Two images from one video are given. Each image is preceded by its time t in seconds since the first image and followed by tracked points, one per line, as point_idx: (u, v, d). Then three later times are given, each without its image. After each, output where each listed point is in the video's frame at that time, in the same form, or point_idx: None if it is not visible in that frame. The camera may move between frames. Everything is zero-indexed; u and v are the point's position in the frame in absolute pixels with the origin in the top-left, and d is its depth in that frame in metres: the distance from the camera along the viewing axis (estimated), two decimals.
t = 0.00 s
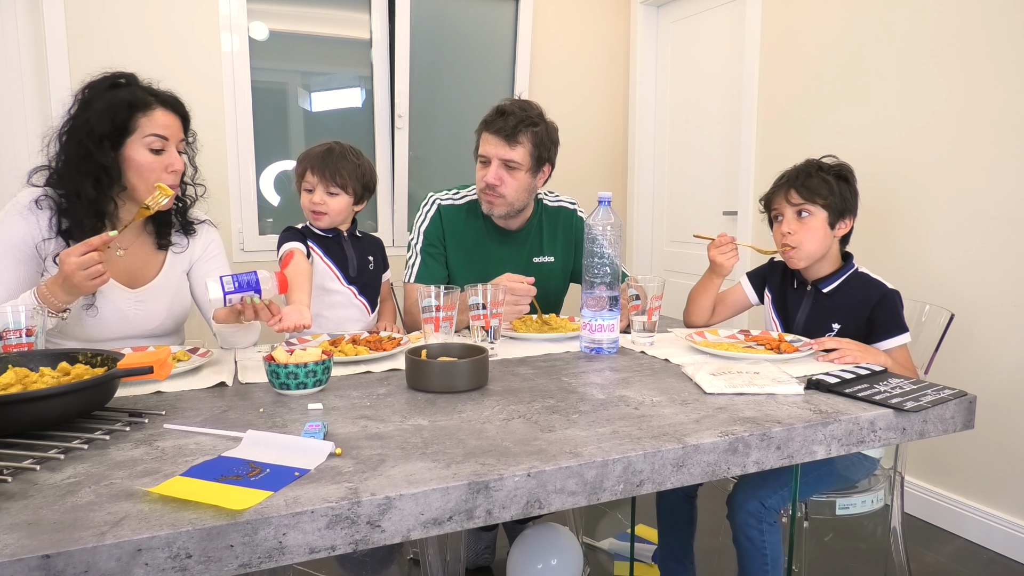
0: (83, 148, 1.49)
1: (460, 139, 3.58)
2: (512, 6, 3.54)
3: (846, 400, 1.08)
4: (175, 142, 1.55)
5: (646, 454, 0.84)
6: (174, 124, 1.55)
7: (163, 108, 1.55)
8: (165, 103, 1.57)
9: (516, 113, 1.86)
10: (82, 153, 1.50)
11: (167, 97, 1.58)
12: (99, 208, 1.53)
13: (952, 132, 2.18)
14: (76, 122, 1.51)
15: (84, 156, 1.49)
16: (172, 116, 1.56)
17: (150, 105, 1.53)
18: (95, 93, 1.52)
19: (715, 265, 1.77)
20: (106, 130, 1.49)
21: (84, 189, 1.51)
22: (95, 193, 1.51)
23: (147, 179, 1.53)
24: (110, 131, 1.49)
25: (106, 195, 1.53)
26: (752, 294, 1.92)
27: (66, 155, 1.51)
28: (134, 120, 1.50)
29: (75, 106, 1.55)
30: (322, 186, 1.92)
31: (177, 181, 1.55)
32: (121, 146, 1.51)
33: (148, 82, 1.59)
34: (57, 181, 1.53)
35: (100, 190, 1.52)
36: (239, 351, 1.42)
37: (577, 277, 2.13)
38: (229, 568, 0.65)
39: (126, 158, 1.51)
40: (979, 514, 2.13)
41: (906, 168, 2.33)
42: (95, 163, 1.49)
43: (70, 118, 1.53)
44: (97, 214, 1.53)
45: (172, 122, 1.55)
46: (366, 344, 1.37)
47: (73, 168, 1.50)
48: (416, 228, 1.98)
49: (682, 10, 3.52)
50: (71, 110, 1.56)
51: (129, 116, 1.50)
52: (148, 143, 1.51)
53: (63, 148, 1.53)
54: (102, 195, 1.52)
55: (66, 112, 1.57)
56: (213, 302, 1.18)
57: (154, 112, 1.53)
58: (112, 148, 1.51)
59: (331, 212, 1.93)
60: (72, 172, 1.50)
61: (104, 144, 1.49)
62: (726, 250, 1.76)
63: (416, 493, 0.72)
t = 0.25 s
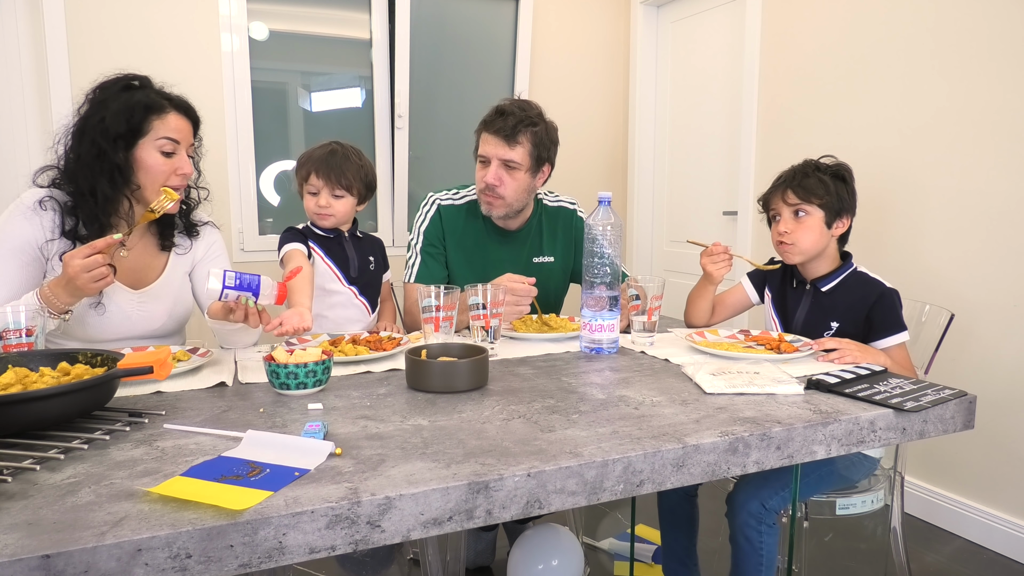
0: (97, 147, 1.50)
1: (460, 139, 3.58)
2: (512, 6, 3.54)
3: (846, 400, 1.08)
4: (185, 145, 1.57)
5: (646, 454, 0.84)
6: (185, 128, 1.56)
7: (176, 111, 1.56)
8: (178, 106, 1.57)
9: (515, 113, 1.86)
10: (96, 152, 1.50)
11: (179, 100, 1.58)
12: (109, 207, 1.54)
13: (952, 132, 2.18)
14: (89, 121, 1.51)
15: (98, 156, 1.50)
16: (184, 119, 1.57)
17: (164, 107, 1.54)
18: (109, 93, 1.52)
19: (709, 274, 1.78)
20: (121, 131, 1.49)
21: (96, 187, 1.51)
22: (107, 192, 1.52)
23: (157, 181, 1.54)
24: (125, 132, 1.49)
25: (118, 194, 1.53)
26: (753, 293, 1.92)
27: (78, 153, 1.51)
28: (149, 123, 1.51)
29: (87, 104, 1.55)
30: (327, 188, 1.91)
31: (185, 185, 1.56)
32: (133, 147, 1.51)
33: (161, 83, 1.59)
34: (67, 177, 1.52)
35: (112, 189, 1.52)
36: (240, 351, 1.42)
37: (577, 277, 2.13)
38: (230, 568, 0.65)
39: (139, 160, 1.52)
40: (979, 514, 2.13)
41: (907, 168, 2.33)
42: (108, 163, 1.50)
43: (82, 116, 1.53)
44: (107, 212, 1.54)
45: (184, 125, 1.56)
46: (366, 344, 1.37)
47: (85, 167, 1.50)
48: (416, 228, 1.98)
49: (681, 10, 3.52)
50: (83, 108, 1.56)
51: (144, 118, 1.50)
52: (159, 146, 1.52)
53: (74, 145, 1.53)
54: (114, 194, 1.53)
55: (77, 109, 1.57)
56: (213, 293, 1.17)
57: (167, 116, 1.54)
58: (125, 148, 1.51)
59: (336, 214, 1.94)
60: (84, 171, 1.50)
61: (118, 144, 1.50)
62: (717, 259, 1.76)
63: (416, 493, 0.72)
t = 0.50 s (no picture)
0: (103, 148, 1.49)
1: (460, 139, 3.58)
2: (512, 6, 3.54)
3: (846, 400, 1.08)
4: (190, 148, 1.57)
5: (646, 454, 0.84)
6: (191, 132, 1.57)
7: (182, 114, 1.57)
8: (184, 109, 1.58)
9: (515, 113, 1.86)
10: (102, 153, 1.49)
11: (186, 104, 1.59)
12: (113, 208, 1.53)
13: (952, 132, 2.18)
14: (94, 122, 1.50)
15: (103, 157, 1.49)
16: (190, 122, 1.58)
17: (171, 111, 1.54)
18: (116, 95, 1.52)
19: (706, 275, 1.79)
20: (128, 133, 1.49)
21: (101, 188, 1.51)
22: (111, 193, 1.52)
23: (162, 184, 1.54)
24: (132, 134, 1.49)
25: (122, 195, 1.53)
26: (752, 293, 1.92)
27: (83, 153, 1.51)
28: (156, 125, 1.51)
29: (92, 104, 1.55)
30: (328, 190, 1.92)
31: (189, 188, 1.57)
32: (139, 149, 1.51)
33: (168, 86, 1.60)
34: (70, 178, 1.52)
35: (116, 190, 1.52)
36: (240, 351, 1.42)
37: (577, 277, 2.13)
38: (229, 568, 0.65)
39: (144, 162, 1.52)
40: (979, 514, 2.14)
41: (907, 168, 2.33)
42: (113, 164, 1.49)
43: (88, 117, 1.52)
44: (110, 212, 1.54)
45: (190, 129, 1.56)
46: (366, 344, 1.37)
47: (90, 168, 1.49)
48: (416, 228, 1.98)
49: (681, 11, 3.52)
50: (88, 109, 1.55)
51: (151, 121, 1.51)
52: (165, 149, 1.52)
53: (79, 146, 1.52)
54: (117, 195, 1.53)
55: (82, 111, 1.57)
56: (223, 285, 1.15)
57: (174, 119, 1.54)
58: (131, 150, 1.51)
59: (338, 216, 1.94)
60: (89, 171, 1.50)
61: (124, 146, 1.50)
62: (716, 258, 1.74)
63: (416, 493, 0.72)
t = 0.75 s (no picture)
0: (105, 149, 1.49)
1: (460, 139, 3.58)
2: (511, 6, 3.54)
3: (846, 400, 1.08)
4: (192, 149, 1.57)
5: (646, 454, 0.84)
6: (193, 133, 1.57)
7: (184, 115, 1.57)
8: (186, 110, 1.58)
9: (515, 113, 1.86)
10: (104, 154, 1.49)
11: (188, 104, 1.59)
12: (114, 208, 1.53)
13: (952, 132, 2.18)
14: (96, 122, 1.50)
15: (105, 157, 1.49)
16: (191, 123, 1.58)
17: (173, 112, 1.54)
18: (118, 95, 1.52)
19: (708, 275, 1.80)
20: (130, 133, 1.49)
21: (103, 189, 1.51)
22: (113, 194, 1.52)
23: (164, 185, 1.54)
24: (134, 135, 1.50)
25: (124, 196, 1.53)
26: (752, 293, 1.92)
27: (86, 154, 1.51)
28: (158, 126, 1.51)
29: (94, 105, 1.55)
30: (327, 191, 1.92)
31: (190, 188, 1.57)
32: (141, 150, 1.51)
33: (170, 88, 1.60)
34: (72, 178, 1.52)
35: (119, 191, 1.52)
36: (240, 351, 1.42)
37: (577, 277, 2.13)
38: (229, 568, 0.65)
39: (145, 162, 1.52)
40: (979, 514, 2.14)
41: (907, 167, 2.33)
42: (116, 164, 1.50)
43: (90, 117, 1.52)
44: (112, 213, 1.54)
45: (192, 130, 1.57)
46: (366, 344, 1.37)
47: (92, 168, 1.49)
48: (416, 227, 1.98)
49: (681, 11, 3.52)
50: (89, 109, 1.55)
51: (153, 122, 1.51)
52: (167, 150, 1.52)
53: (80, 146, 1.52)
54: (120, 196, 1.53)
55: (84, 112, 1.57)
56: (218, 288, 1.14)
57: (175, 119, 1.54)
58: (133, 151, 1.51)
59: (337, 216, 1.94)
60: (92, 172, 1.50)
61: (127, 146, 1.50)
62: (722, 258, 1.76)
63: (416, 493, 0.72)
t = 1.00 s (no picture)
0: (101, 148, 1.50)
1: (460, 139, 3.58)
2: (512, 6, 3.54)
3: (846, 400, 1.08)
4: (188, 148, 1.57)
5: (646, 454, 0.84)
6: (189, 131, 1.56)
7: (180, 114, 1.56)
8: (182, 109, 1.57)
9: (514, 113, 1.86)
10: (100, 154, 1.50)
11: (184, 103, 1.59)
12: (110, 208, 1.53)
13: (952, 132, 2.18)
14: (93, 121, 1.51)
15: (102, 156, 1.50)
16: (187, 121, 1.57)
17: (169, 111, 1.54)
18: (114, 95, 1.52)
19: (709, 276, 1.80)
20: (126, 132, 1.49)
21: (100, 188, 1.52)
22: (111, 193, 1.52)
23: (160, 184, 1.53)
24: (129, 134, 1.50)
25: (120, 195, 1.54)
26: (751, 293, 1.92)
27: (83, 153, 1.51)
28: (154, 125, 1.51)
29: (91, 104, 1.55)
30: (327, 192, 1.91)
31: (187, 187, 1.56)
32: (137, 149, 1.51)
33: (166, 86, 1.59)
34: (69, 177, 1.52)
35: (116, 190, 1.53)
36: (239, 351, 1.42)
37: (577, 277, 2.13)
38: (230, 568, 0.65)
39: (142, 161, 1.52)
40: (979, 514, 2.13)
41: (907, 167, 2.33)
42: (112, 164, 1.50)
43: (87, 117, 1.53)
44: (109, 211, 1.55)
45: (188, 129, 1.56)
46: (366, 344, 1.37)
47: (89, 167, 1.50)
48: (416, 227, 1.98)
49: (681, 11, 3.52)
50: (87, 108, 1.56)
51: (149, 120, 1.51)
52: (163, 149, 1.52)
53: (78, 145, 1.53)
54: (117, 195, 1.53)
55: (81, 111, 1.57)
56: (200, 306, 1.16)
57: (171, 118, 1.54)
58: (129, 150, 1.51)
59: (337, 216, 1.95)
60: (89, 171, 1.50)
61: (123, 145, 1.50)
62: (722, 258, 1.76)
63: (416, 493, 0.72)
